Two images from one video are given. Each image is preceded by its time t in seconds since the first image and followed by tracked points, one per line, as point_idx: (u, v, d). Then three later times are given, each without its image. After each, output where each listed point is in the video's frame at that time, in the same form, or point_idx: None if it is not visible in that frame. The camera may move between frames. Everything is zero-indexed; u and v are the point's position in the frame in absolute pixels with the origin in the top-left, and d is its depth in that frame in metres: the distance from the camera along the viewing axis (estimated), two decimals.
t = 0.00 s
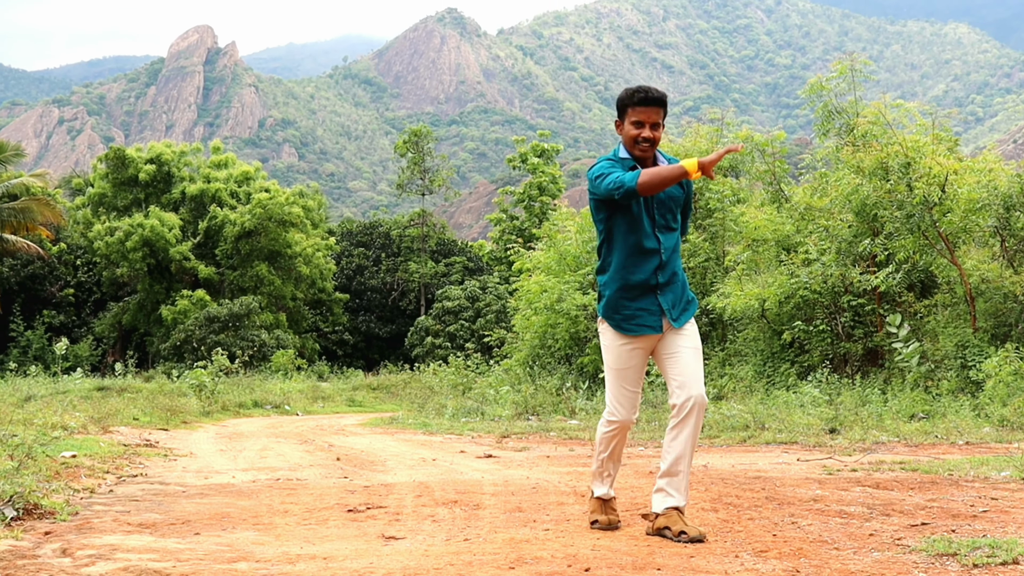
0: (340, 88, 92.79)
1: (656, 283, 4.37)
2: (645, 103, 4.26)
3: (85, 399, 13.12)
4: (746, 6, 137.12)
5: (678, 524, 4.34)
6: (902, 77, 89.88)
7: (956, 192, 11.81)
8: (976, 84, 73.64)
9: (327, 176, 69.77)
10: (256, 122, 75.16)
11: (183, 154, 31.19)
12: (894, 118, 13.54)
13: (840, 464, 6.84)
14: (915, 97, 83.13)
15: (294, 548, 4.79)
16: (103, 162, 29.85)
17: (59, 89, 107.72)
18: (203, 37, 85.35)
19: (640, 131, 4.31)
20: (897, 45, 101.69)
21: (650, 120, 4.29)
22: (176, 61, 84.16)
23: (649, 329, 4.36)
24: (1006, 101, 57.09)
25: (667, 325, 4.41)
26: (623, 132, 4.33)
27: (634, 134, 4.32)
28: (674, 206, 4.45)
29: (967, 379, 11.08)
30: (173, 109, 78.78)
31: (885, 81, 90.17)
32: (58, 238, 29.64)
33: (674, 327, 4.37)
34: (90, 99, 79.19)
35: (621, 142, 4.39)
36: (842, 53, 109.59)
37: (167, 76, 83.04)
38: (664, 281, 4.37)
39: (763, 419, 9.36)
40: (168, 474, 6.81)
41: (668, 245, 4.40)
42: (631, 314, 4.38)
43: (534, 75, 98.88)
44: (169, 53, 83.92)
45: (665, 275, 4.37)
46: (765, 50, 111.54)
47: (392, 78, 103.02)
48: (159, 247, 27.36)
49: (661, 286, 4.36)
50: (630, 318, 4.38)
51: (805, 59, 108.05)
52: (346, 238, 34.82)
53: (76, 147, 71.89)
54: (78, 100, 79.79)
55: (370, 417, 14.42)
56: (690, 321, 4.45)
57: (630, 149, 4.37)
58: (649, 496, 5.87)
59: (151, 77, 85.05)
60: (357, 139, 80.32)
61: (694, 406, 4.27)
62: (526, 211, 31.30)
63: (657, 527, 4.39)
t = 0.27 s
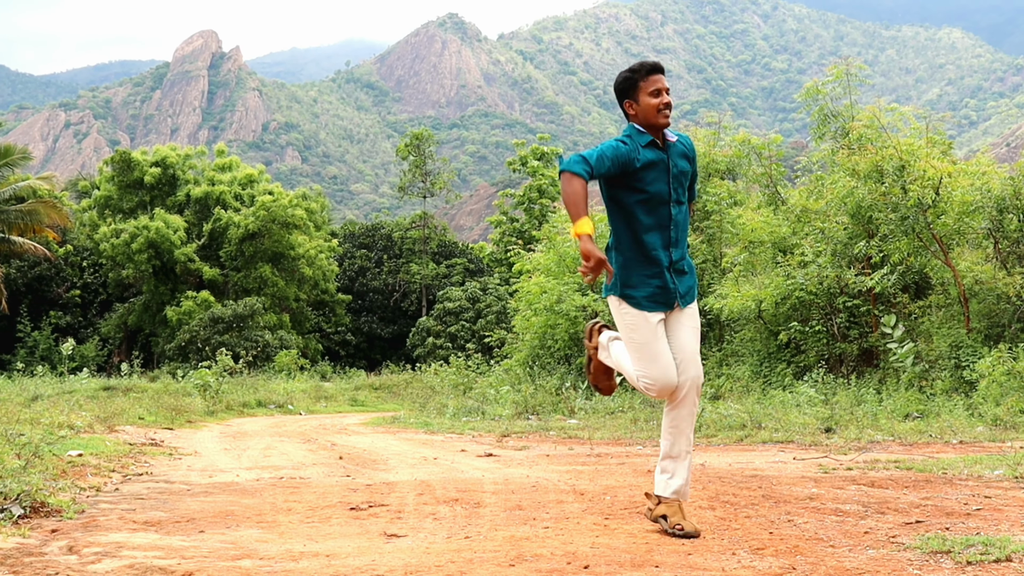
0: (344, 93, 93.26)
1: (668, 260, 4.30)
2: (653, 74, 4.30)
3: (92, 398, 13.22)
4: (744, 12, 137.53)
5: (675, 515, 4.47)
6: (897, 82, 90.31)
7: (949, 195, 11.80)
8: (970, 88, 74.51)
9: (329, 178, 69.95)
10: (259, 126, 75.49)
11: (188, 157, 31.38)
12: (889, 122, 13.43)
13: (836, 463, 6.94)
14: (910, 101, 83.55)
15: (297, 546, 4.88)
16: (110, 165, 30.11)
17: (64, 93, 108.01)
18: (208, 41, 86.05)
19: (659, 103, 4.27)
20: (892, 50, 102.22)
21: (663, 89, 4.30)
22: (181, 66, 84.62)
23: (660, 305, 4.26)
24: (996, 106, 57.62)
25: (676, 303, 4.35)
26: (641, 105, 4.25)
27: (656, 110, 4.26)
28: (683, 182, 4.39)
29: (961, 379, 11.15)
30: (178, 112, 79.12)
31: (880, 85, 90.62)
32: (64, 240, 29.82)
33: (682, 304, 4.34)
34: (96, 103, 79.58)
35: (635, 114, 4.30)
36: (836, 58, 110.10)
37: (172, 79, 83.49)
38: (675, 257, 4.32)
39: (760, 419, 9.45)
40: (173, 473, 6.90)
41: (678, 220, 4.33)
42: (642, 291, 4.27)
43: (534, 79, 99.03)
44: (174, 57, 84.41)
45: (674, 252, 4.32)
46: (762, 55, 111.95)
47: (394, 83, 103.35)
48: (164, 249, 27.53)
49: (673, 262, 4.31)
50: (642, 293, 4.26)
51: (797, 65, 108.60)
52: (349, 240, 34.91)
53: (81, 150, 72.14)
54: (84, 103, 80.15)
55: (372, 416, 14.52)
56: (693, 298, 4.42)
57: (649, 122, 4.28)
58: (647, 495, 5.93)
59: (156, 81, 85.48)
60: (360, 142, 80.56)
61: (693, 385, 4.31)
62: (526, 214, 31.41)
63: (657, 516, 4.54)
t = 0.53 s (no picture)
0: (347, 96, 93.65)
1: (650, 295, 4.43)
2: (647, 113, 4.31)
3: (97, 398, 13.32)
4: (740, 16, 138.00)
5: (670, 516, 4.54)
6: (891, 86, 90.73)
7: (944, 197, 12.01)
8: (964, 92, 73.81)
9: (332, 181, 70.12)
10: (263, 129, 75.79)
11: (193, 161, 31.54)
12: (882, 125, 13.45)
13: (832, 462, 7.03)
14: (904, 105, 83.94)
15: (300, 543, 4.96)
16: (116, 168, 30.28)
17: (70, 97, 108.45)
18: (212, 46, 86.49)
19: (644, 142, 4.32)
20: (887, 54, 102.65)
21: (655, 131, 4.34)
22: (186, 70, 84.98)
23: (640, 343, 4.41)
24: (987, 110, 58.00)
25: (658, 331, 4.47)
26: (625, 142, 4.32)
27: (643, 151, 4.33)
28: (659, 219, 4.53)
29: (955, 379, 11.25)
30: (183, 116, 79.44)
31: (875, 89, 91.01)
32: (71, 243, 29.97)
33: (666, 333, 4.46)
34: (102, 108, 79.94)
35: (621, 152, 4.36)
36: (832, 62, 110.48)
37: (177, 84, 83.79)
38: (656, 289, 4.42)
39: (757, 418, 9.55)
40: (178, 471, 7.00)
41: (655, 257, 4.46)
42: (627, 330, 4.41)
43: (534, 82, 99.24)
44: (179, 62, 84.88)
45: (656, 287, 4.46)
46: (759, 58, 112.28)
47: (396, 86, 103.55)
48: (169, 251, 27.70)
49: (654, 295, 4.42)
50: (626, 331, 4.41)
51: (793, 68, 108.87)
52: (351, 242, 35.02)
53: (88, 153, 72.31)
54: (90, 108, 80.42)
55: (375, 416, 14.62)
56: (679, 324, 4.54)
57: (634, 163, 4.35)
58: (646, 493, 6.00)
59: (162, 85, 85.78)
60: (362, 145, 80.76)
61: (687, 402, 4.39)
62: (526, 216, 31.51)
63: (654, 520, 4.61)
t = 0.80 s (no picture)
0: (349, 100, 93.97)
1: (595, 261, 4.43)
2: (596, 80, 4.31)
3: (103, 397, 13.41)
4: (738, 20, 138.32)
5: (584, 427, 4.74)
6: (886, 91, 91.33)
7: (937, 199, 12.10)
8: (956, 96, 74.18)
9: (335, 184, 70.28)
10: (267, 133, 76.39)
11: (197, 164, 31.72)
12: (878, 129, 13.53)
13: (827, 460, 7.17)
14: (898, 109, 84.40)
15: (304, 541, 5.04)
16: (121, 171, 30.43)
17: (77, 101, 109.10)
18: (217, 50, 87.15)
19: (597, 108, 4.26)
20: (882, 59, 103.26)
21: (605, 95, 4.29)
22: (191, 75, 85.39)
23: (577, 301, 4.43)
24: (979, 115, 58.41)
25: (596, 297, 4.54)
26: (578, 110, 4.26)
27: (600, 119, 4.24)
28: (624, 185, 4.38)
29: (949, 379, 11.39)
30: (188, 120, 79.76)
31: (870, 94, 91.71)
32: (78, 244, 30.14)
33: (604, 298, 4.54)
34: (108, 111, 80.09)
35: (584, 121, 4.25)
36: (828, 66, 110.91)
37: (182, 88, 84.32)
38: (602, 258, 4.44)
39: (753, 417, 9.65)
40: (183, 470, 7.10)
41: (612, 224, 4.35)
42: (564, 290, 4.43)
43: (533, 87, 99.52)
44: (184, 66, 85.42)
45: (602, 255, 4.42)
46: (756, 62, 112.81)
47: (398, 91, 103.79)
48: (174, 253, 27.83)
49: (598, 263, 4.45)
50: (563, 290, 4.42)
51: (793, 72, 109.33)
52: (354, 244, 35.14)
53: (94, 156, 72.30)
54: (96, 111, 80.56)
55: (377, 416, 14.72)
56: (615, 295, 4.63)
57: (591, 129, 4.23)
58: (645, 491, 6.00)
59: (167, 90, 86.03)
60: (364, 149, 81.00)
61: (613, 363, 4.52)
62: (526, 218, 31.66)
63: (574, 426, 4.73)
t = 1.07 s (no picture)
0: (351, 104, 94.19)
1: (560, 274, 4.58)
2: (568, 99, 4.59)
3: (109, 397, 13.52)
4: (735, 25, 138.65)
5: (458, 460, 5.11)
6: (881, 95, 91.96)
7: (932, 202, 12.30)
8: (949, 100, 74.77)
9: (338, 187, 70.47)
10: (271, 136, 76.61)
11: (202, 167, 31.86)
12: (873, 133, 13.71)
13: (823, 459, 7.28)
14: (892, 113, 84.80)
15: (307, 538, 5.06)
16: (126, 174, 30.59)
17: (82, 106, 109.54)
18: (222, 55, 87.94)
19: (562, 128, 4.55)
20: (878, 62, 103.80)
21: (573, 116, 4.57)
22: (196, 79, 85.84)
23: (544, 318, 4.56)
24: (974, 119, 58.62)
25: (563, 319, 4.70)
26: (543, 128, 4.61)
27: (559, 136, 4.55)
28: (584, 199, 4.64)
29: (943, 379, 11.52)
30: (193, 124, 80.26)
31: (863, 99, 92.72)
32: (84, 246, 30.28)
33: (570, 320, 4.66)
34: (113, 114, 80.22)
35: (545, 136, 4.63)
36: (826, 69, 111.39)
37: (187, 92, 84.74)
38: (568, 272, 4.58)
39: (750, 417, 9.76)
40: (188, 469, 7.23)
41: (573, 236, 4.59)
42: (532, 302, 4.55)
43: (533, 92, 99.73)
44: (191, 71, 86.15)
45: (567, 268, 4.59)
46: (751, 69, 113.30)
47: (400, 96, 103.98)
48: (179, 254, 27.99)
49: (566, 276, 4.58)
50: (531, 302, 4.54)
51: (788, 76, 109.92)
52: (356, 246, 35.33)
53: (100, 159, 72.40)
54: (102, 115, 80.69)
55: (379, 415, 14.82)
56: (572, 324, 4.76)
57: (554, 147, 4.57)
58: (643, 490, 6.08)
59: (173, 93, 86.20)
60: (367, 152, 81.14)
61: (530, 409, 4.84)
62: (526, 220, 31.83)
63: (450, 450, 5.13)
